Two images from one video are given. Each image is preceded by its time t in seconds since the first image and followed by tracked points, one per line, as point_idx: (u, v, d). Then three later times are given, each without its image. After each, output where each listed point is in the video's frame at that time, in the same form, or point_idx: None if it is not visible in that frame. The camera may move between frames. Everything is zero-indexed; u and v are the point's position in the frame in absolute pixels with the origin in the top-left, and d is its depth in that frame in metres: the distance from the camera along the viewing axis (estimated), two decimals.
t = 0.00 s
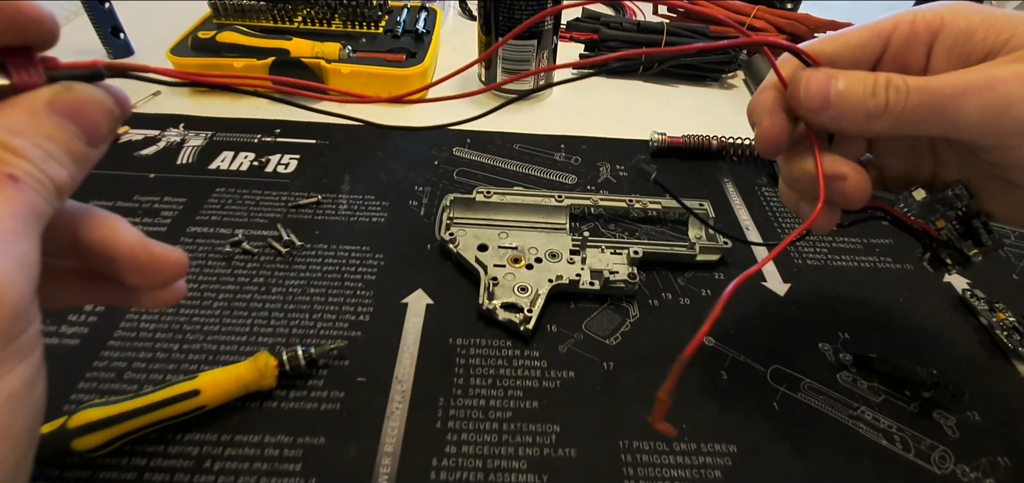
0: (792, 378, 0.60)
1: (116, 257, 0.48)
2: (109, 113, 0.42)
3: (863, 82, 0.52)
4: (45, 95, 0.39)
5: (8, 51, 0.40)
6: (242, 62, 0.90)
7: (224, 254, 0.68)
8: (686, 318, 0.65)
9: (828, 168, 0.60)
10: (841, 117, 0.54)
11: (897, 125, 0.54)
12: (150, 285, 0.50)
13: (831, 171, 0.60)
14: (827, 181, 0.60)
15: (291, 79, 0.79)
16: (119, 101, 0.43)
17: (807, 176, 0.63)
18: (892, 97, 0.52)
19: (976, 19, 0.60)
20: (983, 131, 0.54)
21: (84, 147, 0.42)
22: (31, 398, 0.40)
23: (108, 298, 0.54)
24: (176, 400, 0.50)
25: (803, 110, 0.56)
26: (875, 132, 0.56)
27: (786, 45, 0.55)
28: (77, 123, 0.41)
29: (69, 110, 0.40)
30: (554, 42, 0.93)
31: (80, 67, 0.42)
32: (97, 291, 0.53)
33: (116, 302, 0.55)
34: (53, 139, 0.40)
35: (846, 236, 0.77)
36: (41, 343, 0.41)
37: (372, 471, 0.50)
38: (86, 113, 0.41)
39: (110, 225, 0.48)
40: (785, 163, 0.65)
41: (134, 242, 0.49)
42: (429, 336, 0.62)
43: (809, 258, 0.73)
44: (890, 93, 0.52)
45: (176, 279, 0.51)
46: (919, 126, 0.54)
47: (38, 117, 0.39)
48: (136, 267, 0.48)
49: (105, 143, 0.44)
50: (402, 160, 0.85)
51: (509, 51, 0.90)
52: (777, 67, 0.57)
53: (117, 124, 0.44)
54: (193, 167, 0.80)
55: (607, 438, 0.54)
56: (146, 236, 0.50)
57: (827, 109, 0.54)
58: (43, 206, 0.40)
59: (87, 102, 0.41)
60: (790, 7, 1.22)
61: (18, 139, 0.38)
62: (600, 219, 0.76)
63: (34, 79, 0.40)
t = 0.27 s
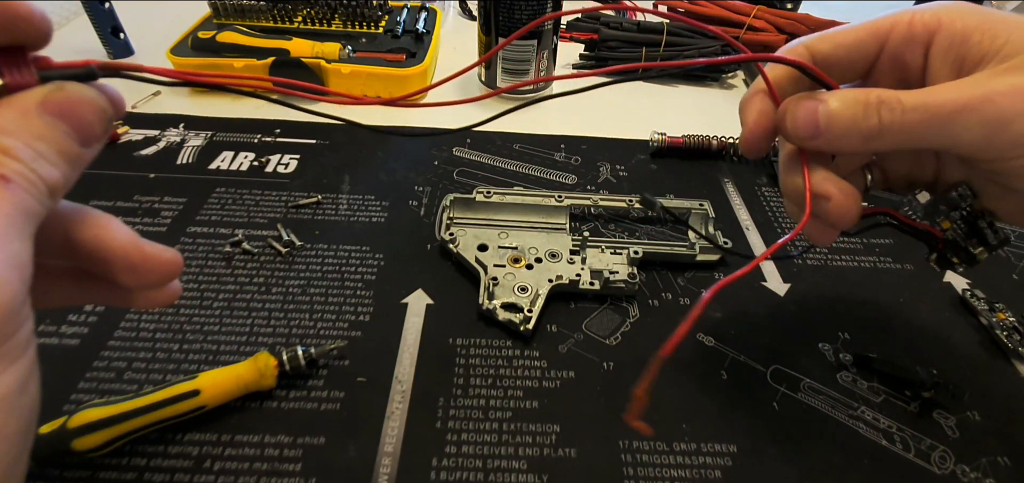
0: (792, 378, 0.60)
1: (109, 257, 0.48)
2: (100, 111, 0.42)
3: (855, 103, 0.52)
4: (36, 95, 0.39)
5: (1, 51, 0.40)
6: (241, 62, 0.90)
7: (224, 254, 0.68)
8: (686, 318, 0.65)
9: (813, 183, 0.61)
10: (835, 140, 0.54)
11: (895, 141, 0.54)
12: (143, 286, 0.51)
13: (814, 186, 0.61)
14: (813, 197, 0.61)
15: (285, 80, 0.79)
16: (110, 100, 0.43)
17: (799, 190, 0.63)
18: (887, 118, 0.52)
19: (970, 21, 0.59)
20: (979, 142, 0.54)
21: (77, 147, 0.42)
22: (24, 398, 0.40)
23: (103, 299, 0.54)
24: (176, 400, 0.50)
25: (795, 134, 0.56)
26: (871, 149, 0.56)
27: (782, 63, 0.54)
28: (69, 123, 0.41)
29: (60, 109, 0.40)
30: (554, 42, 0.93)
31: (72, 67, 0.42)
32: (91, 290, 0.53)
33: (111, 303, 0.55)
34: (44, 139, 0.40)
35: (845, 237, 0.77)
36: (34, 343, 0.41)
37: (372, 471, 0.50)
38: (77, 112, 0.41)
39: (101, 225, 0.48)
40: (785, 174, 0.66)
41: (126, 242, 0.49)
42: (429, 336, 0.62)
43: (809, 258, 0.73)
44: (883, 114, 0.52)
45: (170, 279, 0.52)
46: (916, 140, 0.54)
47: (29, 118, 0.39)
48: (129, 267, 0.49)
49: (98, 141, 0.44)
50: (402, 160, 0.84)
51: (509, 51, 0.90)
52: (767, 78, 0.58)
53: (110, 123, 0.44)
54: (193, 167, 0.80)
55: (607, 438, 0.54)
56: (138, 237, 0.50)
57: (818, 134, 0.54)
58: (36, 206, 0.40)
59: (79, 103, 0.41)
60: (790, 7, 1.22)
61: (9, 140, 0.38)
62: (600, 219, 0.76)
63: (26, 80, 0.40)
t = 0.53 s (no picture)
0: (792, 378, 0.60)
1: (108, 257, 0.48)
2: (99, 113, 0.42)
3: (851, 99, 0.52)
4: (34, 96, 0.39)
5: None
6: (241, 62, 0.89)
7: (224, 254, 0.68)
8: (685, 318, 0.65)
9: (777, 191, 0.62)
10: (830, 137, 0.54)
11: (892, 138, 0.54)
12: (142, 286, 0.51)
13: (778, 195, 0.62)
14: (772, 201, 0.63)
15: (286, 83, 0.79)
16: (111, 101, 0.43)
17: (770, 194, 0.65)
18: (885, 115, 0.52)
19: (966, 23, 0.59)
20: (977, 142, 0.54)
21: (76, 148, 0.42)
22: (23, 399, 0.40)
23: (102, 299, 0.54)
24: (176, 400, 0.50)
25: (793, 130, 0.55)
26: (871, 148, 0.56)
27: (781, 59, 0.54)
28: (67, 123, 0.41)
29: (58, 110, 0.40)
30: (554, 42, 0.93)
31: (71, 68, 0.42)
32: (90, 291, 0.53)
33: (110, 303, 0.55)
34: (42, 139, 0.40)
35: (846, 237, 0.77)
36: (33, 344, 0.41)
37: (372, 472, 0.50)
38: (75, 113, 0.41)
39: (100, 226, 0.48)
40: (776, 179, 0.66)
41: (125, 242, 0.49)
42: (429, 336, 0.62)
43: (809, 258, 0.73)
44: (880, 109, 0.51)
45: (169, 280, 0.52)
46: (914, 138, 0.53)
47: (26, 118, 0.39)
48: (127, 267, 0.48)
49: (97, 142, 0.44)
50: (402, 160, 0.84)
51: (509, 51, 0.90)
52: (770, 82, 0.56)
53: (109, 124, 0.44)
54: (193, 167, 0.80)
55: (607, 438, 0.54)
56: (137, 237, 0.50)
57: (817, 130, 0.54)
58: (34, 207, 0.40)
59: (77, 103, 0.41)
60: (790, 7, 1.22)
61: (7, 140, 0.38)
62: (600, 219, 0.76)
63: (26, 80, 0.40)
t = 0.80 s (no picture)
0: (792, 378, 0.60)
1: (109, 255, 0.48)
2: (100, 109, 0.42)
3: (852, 80, 0.52)
4: (35, 93, 0.39)
5: None
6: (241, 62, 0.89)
7: (224, 254, 0.68)
8: (685, 318, 0.65)
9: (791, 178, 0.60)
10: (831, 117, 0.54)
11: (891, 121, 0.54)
12: (141, 284, 0.51)
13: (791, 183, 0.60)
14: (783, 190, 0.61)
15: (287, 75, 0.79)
16: (111, 98, 0.43)
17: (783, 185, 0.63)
18: (885, 95, 0.52)
19: (968, 11, 0.60)
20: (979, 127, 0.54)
21: (76, 146, 0.42)
22: (23, 397, 0.40)
23: (101, 296, 0.54)
24: (176, 400, 0.50)
25: (796, 110, 0.55)
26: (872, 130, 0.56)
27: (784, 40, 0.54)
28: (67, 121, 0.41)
29: (59, 107, 0.40)
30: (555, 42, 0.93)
31: (72, 64, 0.42)
32: (90, 288, 0.54)
33: (110, 300, 0.55)
34: (43, 137, 0.40)
35: (845, 236, 0.77)
36: (34, 342, 0.41)
37: (372, 471, 0.50)
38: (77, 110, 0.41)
39: (101, 222, 0.48)
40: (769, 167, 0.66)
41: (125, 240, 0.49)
42: (429, 336, 0.62)
43: (809, 258, 0.73)
44: (881, 89, 0.52)
45: (170, 277, 0.52)
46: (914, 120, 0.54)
47: (27, 115, 0.39)
48: (127, 264, 0.48)
49: (98, 139, 0.44)
50: (403, 161, 0.84)
51: (509, 51, 0.90)
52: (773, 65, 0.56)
53: (108, 121, 0.44)
54: (193, 167, 0.80)
55: (607, 438, 0.54)
56: (138, 234, 0.50)
57: (819, 108, 0.54)
58: (37, 205, 0.40)
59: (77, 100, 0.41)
60: (790, 7, 1.22)
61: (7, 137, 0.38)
62: (600, 219, 0.76)
63: (26, 77, 0.40)
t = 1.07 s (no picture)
0: (792, 378, 0.60)
1: (106, 254, 0.48)
2: (98, 108, 0.42)
3: (853, 78, 0.52)
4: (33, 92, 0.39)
5: None
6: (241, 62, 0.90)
7: (224, 254, 0.68)
8: (685, 318, 0.65)
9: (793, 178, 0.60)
10: (832, 115, 0.54)
11: (890, 120, 0.54)
12: (139, 283, 0.51)
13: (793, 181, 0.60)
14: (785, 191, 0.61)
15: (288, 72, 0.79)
16: (109, 97, 0.43)
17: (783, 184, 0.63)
18: (885, 93, 0.52)
19: (968, 9, 0.60)
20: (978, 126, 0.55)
21: (73, 145, 0.42)
22: (20, 397, 0.40)
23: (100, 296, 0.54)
24: (176, 399, 0.50)
25: (796, 107, 0.55)
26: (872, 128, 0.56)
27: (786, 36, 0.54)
28: (65, 120, 0.41)
29: (57, 105, 0.40)
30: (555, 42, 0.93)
31: (70, 63, 0.42)
32: (88, 287, 0.53)
33: (107, 299, 0.55)
34: (41, 136, 0.40)
35: (845, 237, 0.77)
36: (31, 342, 0.41)
37: (372, 471, 0.50)
38: (74, 108, 0.41)
39: (98, 222, 0.48)
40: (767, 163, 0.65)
41: (123, 239, 0.49)
42: (429, 336, 0.62)
43: (809, 258, 0.73)
44: (881, 88, 0.52)
45: (168, 276, 0.52)
46: (913, 120, 0.54)
47: (26, 114, 0.39)
48: (125, 263, 0.48)
49: (96, 139, 0.44)
50: (403, 160, 0.84)
51: (509, 51, 0.90)
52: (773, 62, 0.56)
53: (106, 120, 0.44)
54: (193, 167, 0.80)
55: (607, 438, 0.54)
56: (135, 233, 0.50)
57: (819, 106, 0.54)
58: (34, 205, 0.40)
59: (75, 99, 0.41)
60: (790, 7, 1.22)
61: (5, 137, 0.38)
62: (600, 219, 0.76)
63: (23, 76, 0.40)
